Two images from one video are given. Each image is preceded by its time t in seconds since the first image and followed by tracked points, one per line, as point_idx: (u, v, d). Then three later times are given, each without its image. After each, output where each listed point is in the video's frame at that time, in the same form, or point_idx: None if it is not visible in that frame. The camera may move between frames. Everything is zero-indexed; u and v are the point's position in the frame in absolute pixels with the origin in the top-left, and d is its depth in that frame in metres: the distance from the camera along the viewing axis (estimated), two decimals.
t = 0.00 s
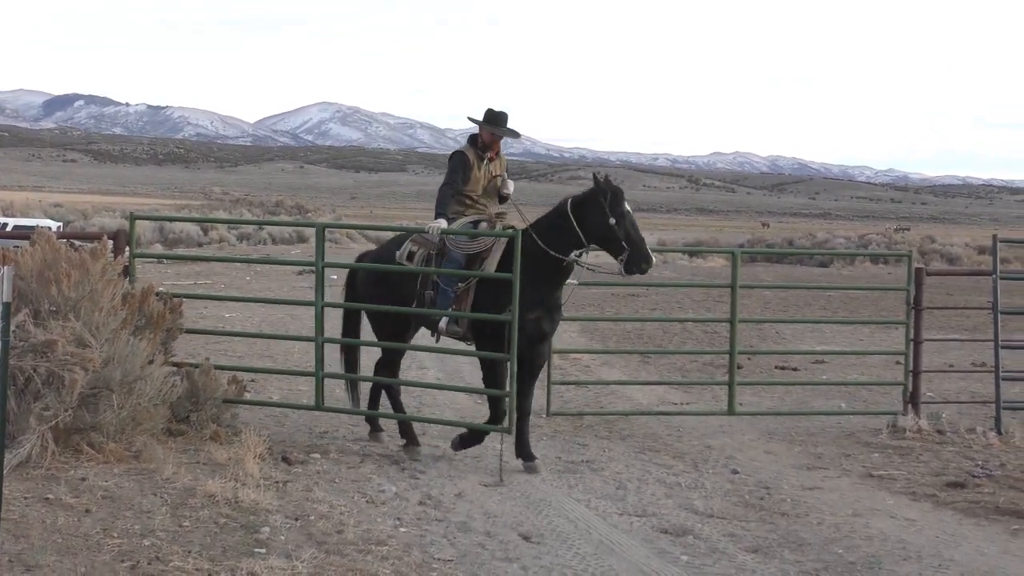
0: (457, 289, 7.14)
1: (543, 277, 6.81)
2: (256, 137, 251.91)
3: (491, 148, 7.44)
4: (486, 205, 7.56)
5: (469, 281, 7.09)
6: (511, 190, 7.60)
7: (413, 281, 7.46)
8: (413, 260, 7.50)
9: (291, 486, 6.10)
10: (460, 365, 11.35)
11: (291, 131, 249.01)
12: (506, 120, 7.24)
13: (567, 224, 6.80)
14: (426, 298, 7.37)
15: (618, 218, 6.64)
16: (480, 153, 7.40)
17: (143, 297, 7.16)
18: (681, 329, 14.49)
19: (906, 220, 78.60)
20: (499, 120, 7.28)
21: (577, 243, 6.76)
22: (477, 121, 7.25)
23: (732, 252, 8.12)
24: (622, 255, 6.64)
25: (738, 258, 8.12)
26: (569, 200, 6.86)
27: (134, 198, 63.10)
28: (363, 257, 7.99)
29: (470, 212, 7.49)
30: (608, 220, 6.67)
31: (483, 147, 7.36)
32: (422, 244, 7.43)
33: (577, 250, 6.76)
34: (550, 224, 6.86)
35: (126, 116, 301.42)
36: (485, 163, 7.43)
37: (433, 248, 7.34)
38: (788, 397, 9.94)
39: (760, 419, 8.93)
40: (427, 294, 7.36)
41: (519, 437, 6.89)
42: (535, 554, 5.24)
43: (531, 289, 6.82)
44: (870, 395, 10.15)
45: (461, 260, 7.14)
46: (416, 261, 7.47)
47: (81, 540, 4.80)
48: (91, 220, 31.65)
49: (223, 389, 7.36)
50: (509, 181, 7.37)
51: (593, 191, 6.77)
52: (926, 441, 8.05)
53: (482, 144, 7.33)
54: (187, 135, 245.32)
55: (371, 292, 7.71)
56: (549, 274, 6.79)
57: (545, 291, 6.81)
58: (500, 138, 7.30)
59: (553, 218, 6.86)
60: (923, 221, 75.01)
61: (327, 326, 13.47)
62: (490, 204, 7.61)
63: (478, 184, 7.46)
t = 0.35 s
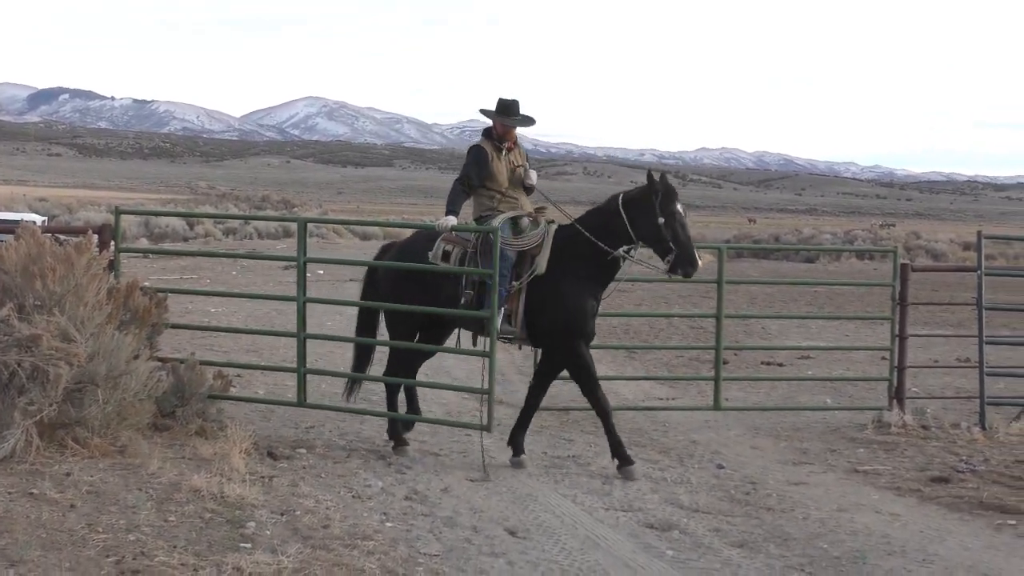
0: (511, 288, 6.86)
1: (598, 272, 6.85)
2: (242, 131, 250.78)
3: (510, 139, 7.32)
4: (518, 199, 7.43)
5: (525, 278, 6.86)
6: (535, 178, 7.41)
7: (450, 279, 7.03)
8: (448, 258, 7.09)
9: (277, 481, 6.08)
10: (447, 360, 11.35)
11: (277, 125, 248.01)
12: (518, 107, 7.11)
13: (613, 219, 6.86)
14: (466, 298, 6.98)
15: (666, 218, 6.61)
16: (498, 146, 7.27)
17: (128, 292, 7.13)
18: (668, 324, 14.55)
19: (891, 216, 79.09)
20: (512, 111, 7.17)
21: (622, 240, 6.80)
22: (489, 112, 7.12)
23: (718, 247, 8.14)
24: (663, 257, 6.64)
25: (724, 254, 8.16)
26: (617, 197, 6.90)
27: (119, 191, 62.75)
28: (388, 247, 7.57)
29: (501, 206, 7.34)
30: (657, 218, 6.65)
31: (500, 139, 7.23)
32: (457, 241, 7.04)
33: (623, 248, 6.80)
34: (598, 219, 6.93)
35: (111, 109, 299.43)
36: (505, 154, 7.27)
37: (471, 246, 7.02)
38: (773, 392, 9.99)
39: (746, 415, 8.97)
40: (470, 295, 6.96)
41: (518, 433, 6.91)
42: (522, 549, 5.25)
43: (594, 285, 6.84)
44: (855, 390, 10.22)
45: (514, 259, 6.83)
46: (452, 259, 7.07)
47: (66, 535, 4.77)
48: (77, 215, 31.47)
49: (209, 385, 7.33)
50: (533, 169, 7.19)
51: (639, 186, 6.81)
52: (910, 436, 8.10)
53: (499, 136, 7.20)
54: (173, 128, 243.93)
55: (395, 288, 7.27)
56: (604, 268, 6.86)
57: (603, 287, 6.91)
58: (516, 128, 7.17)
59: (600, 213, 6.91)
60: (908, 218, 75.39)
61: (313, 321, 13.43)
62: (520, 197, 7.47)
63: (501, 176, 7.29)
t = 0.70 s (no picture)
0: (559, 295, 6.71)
1: (643, 271, 6.72)
2: (232, 129, 249.95)
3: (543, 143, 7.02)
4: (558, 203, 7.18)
5: (572, 285, 6.73)
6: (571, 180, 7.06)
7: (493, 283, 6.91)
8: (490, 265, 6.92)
9: (267, 480, 6.08)
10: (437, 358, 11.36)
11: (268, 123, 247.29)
12: (544, 110, 6.84)
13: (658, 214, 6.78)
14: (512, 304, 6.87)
15: (712, 214, 6.59)
16: (530, 153, 6.98)
17: (118, 290, 7.11)
18: (658, 324, 14.58)
19: (881, 217, 79.42)
20: (542, 117, 6.85)
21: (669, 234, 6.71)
22: (515, 119, 6.88)
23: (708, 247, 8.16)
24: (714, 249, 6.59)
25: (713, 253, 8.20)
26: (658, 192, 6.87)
27: (108, 189, 62.49)
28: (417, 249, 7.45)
29: (538, 213, 7.10)
30: (701, 215, 6.62)
31: (530, 147, 6.94)
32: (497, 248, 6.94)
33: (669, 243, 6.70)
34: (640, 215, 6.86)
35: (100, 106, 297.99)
36: (538, 159, 6.99)
37: (511, 252, 6.91)
38: (762, 392, 10.03)
39: (735, 414, 9.00)
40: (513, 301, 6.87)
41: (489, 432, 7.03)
42: (511, 548, 5.26)
43: (636, 284, 6.71)
44: (844, 390, 10.26)
45: (560, 264, 6.68)
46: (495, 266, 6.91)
47: (55, 533, 4.76)
48: (66, 212, 31.34)
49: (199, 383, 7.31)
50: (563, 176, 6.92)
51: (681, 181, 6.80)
52: (899, 436, 8.14)
53: (530, 145, 6.92)
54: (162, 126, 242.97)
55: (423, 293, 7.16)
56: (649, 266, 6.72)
57: (648, 285, 6.75)
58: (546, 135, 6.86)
59: (642, 211, 6.84)
60: (898, 218, 75.73)
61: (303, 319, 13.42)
62: (559, 201, 7.19)
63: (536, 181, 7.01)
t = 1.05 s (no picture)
0: (574, 294, 6.61)
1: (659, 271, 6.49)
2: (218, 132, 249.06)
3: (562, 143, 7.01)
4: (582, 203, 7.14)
5: (589, 284, 6.60)
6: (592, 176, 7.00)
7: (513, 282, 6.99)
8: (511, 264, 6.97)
9: (252, 485, 6.05)
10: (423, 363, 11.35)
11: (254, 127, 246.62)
12: (558, 109, 6.84)
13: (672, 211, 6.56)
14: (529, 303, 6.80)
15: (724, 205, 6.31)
16: (549, 153, 6.98)
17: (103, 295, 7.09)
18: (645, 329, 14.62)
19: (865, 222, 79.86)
20: (558, 117, 6.84)
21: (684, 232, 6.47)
22: (530, 122, 6.91)
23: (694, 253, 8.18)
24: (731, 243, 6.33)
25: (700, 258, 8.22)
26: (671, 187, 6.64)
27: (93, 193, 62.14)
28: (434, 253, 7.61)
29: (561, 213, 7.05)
30: (713, 207, 6.34)
31: (548, 146, 6.94)
32: (520, 246, 6.95)
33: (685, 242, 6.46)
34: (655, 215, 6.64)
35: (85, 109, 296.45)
36: (557, 159, 6.98)
37: (533, 251, 6.87)
38: (749, 397, 10.07)
39: (721, 420, 9.03)
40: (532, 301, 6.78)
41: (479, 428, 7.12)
42: (497, 553, 5.25)
43: (649, 287, 6.47)
44: (830, 395, 10.31)
45: (577, 261, 6.61)
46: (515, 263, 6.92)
47: (38, 540, 4.72)
48: (49, 216, 31.13)
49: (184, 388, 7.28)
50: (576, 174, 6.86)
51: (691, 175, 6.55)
52: (884, 441, 8.19)
53: (548, 145, 6.92)
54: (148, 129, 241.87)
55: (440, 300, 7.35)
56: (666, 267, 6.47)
57: (665, 288, 6.50)
58: (562, 135, 6.83)
59: (658, 209, 6.60)
60: (882, 224, 76.17)
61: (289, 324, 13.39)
62: (582, 200, 7.12)
63: (556, 181, 6.98)
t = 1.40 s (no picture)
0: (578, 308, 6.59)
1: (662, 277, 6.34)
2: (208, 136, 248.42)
3: (569, 149, 7.03)
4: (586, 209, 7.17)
5: (593, 297, 6.56)
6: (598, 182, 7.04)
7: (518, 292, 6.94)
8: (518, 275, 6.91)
9: (242, 490, 6.04)
10: (414, 367, 11.34)
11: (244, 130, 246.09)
12: (565, 114, 6.85)
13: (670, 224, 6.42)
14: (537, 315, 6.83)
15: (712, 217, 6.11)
16: (555, 159, 6.98)
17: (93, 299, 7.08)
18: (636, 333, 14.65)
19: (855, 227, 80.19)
20: (564, 122, 6.86)
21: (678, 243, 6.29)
22: (536, 127, 6.92)
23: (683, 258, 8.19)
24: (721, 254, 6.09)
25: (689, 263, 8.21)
26: (670, 193, 6.50)
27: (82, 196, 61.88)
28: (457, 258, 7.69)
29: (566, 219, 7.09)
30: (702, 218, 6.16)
31: (555, 152, 6.95)
32: (528, 256, 6.91)
33: (677, 252, 6.24)
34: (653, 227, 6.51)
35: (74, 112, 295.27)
36: (563, 164, 6.99)
37: (540, 262, 6.86)
38: (739, 401, 10.10)
39: (711, 424, 9.05)
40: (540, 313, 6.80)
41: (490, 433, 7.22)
42: (488, 558, 5.25)
43: (654, 296, 6.33)
44: (820, 399, 10.34)
45: (578, 275, 6.60)
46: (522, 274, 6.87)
47: (26, 544, 4.69)
48: (38, 220, 31.00)
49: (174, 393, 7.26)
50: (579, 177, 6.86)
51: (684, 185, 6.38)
52: (873, 445, 8.22)
53: (555, 150, 6.93)
54: (138, 132, 241.07)
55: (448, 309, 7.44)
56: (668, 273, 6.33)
57: (668, 292, 6.34)
58: (567, 140, 6.85)
59: (655, 218, 6.47)
60: (872, 228, 76.49)
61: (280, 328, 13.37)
62: (587, 207, 7.16)
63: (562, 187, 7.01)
